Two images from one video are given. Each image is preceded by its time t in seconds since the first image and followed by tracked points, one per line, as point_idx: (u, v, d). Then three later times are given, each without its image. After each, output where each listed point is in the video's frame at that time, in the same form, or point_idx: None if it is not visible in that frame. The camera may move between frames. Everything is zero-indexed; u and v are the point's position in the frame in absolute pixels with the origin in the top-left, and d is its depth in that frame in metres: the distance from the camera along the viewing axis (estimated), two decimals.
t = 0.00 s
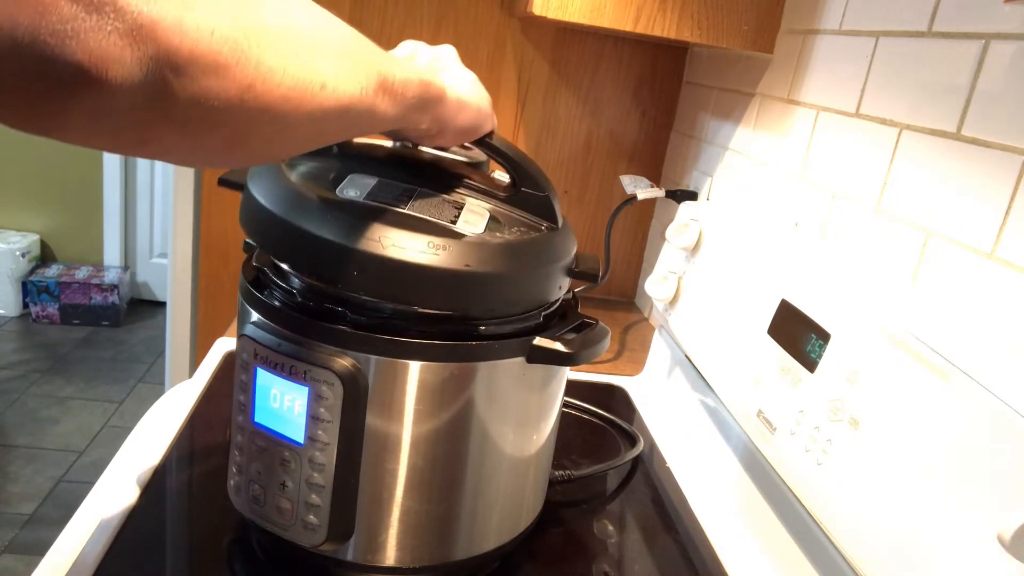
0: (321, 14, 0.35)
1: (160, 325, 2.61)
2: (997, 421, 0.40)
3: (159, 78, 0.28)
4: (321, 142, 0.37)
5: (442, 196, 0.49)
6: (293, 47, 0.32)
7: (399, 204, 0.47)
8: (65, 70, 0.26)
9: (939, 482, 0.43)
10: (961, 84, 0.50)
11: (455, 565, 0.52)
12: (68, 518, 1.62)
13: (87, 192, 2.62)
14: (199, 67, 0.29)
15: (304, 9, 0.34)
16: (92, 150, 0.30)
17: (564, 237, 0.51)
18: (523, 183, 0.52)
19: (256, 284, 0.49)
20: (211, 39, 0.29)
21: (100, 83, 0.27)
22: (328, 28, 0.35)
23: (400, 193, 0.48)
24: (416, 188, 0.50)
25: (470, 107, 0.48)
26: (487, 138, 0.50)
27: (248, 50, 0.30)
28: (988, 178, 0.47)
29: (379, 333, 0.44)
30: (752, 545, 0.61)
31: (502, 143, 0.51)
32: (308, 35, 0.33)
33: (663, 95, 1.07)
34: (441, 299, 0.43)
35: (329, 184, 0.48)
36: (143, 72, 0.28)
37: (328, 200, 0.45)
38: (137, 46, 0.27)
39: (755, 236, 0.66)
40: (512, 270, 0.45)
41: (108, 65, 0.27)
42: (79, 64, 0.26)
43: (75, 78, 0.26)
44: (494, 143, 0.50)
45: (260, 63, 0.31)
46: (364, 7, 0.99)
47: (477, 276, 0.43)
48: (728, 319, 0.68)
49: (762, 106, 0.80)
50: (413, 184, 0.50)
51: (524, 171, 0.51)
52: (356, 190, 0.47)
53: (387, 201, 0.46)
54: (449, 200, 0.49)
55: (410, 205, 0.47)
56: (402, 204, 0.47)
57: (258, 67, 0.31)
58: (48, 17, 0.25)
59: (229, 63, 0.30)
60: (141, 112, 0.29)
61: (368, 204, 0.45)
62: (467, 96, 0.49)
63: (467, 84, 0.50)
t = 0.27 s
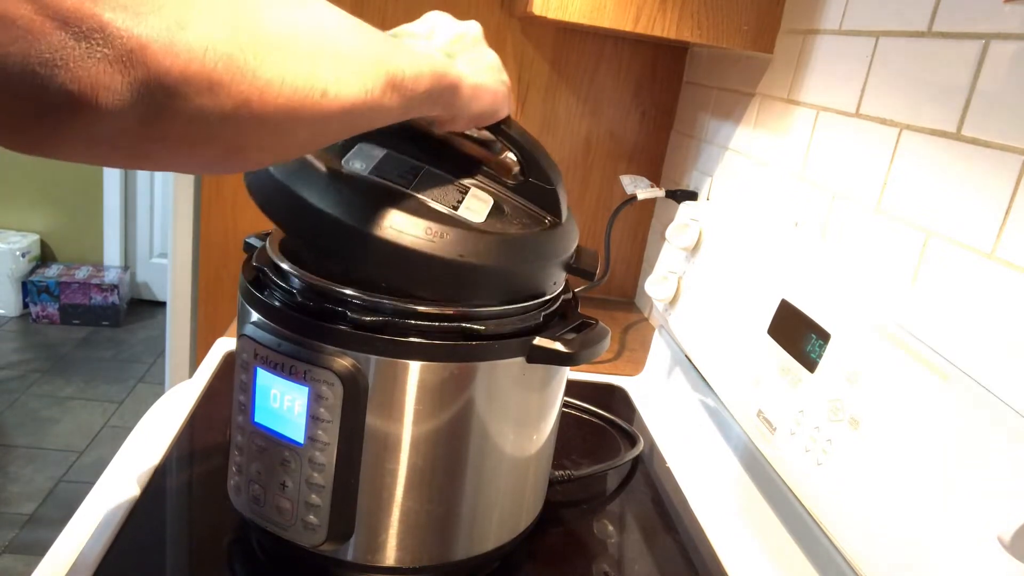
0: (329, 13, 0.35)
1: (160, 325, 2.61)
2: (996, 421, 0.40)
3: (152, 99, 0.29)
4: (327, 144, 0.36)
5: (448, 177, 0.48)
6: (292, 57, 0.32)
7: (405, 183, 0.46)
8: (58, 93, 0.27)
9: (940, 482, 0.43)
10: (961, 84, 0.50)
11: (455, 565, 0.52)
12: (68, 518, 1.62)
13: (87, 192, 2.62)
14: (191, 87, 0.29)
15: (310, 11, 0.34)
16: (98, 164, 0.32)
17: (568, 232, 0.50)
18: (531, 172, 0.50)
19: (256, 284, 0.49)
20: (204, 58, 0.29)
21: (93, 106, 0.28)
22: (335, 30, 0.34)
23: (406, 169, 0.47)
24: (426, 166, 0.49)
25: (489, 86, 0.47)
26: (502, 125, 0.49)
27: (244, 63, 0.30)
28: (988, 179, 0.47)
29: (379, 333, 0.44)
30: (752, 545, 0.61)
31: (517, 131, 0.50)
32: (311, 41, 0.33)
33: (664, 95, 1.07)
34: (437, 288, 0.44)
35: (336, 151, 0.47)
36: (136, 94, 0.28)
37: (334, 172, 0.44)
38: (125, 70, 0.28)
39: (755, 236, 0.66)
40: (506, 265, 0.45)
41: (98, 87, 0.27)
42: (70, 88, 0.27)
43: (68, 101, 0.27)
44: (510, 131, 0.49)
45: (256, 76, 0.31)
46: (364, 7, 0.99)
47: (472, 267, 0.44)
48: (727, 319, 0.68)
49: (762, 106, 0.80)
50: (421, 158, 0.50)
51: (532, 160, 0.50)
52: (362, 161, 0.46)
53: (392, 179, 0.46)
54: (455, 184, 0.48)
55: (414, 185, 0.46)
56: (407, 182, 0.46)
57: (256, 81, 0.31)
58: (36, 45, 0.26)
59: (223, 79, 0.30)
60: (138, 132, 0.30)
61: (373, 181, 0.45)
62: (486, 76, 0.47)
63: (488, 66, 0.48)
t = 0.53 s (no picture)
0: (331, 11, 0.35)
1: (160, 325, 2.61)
2: (995, 419, 0.40)
3: (148, 108, 0.29)
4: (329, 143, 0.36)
5: (451, 162, 0.48)
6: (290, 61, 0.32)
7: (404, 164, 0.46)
8: (55, 105, 0.28)
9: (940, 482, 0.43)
10: (961, 84, 0.50)
11: (455, 565, 0.52)
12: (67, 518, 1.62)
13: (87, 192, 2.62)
14: (186, 96, 0.29)
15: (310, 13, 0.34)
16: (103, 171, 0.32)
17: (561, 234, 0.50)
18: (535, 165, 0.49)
19: (256, 284, 0.49)
20: (198, 66, 0.29)
21: (88, 117, 0.28)
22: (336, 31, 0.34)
23: (408, 149, 0.47)
24: (431, 147, 0.48)
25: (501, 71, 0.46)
26: (515, 121, 0.47)
27: (243, 69, 0.30)
28: (987, 178, 0.47)
29: (379, 334, 0.44)
30: (752, 545, 0.61)
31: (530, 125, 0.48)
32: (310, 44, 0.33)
33: (664, 94, 1.07)
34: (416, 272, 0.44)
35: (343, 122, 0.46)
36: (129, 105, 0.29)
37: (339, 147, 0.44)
38: (118, 82, 0.28)
39: (755, 236, 0.66)
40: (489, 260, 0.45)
41: (90, 98, 0.28)
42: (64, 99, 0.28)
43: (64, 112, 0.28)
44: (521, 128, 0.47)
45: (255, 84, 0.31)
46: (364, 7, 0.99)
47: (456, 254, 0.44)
48: (727, 319, 0.68)
49: (762, 106, 0.80)
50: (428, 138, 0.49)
51: (536, 156, 0.48)
52: (366, 137, 0.46)
53: (393, 159, 0.46)
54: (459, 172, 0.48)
55: (413, 168, 0.46)
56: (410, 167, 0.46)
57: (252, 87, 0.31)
58: (30, 59, 0.27)
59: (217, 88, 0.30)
60: (137, 141, 0.30)
61: (374, 160, 0.45)
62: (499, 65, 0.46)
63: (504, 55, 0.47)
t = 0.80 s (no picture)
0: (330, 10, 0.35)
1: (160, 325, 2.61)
2: (996, 420, 0.40)
3: (147, 122, 0.29)
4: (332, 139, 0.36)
5: (445, 147, 0.47)
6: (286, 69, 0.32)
7: (399, 143, 0.45)
8: (53, 122, 0.28)
9: (941, 482, 0.43)
10: (961, 84, 0.50)
11: (455, 565, 0.52)
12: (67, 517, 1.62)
13: (87, 192, 2.62)
14: (185, 110, 0.29)
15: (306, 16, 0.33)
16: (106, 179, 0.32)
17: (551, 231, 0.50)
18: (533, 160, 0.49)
19: (257, 284, 0.49)
20: (197, 80, 0.29)
21: (87, 133, 0.28)
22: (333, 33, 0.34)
23: (405, 127, 0.46)
24: (429, 127, 0.48)
25: (506, 63, 0.45)
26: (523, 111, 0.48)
27: (241, 80, 0.30)
28: (987, 179, 0.47)
29: (379, 333, 0.44)
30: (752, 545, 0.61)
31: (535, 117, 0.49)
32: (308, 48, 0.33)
33: (664, 94, 1.07)
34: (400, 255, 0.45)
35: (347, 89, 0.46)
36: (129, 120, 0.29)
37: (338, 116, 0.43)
38: (115, 99, 0.28)
39: (755, 236, 0.66)
40: (469, 250, 0.45)
41: (90, 115, 0.28)
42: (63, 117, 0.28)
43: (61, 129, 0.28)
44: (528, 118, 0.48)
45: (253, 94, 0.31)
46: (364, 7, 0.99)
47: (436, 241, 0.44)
48: (728, 319, 0.68)
49: (762, 106, 0.80)
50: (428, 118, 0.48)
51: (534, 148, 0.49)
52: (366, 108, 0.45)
53: (387, 135, 0.45)
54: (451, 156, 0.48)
55: (407, 147, 0.45)
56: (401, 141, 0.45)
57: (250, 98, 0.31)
58: (26, 79, 0.27)
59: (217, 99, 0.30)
60: (139, 151, 0.30)
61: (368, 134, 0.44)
62: (506, 56, 0.45)
63: (512, 44, 0.46)
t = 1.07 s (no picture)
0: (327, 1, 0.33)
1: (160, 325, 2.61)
2: (996, 420, 0.40)
3: (138, 135, 0.29)
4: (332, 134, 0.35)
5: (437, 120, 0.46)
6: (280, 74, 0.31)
7: (391, 113, 0.44)
8: (47, 139, 0.28)
9: (940, 482, 0.43)
10: (961, 84, 0.50)
11: (455, 565, 0.52)
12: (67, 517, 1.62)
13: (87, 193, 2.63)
14: (175, 122, 0.30)
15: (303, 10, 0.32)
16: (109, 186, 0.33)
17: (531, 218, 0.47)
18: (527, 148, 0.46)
19: (257, 284, 0.49)
20: (186, 92, 0.29)
21: (80, 150, 0.29)
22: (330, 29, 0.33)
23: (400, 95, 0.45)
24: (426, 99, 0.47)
25: (517, 52, 0.42)
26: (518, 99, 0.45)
27: (232, 88, 0.30)
28: (987, 179, 0.47)
29: (378, 334, 0.44)
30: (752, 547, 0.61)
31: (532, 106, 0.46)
32: (303, 50, 0.32)
33: (663, 94, 1.07)
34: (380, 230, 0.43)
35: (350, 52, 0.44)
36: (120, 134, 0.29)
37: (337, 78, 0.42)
38: (105, 115, 0.28)
39: (755, 236, 0.66)
40: (442, 232, 0.43)
41: (80, 128, 0.28)
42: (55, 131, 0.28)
43: (55, 144, 0.29)
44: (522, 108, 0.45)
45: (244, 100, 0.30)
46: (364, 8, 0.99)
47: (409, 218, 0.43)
48: (728, 319, 0.68)
49: (762, 106, 0.80)
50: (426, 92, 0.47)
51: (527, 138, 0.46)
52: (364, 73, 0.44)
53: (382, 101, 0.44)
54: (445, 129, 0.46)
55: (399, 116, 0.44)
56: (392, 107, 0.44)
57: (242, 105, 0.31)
58: (18, 99, 0.27)
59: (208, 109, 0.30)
60: (134, 161, 0.30)
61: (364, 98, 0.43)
62: (512, 43, 0.41)
63: (520, 31, 0.42)
